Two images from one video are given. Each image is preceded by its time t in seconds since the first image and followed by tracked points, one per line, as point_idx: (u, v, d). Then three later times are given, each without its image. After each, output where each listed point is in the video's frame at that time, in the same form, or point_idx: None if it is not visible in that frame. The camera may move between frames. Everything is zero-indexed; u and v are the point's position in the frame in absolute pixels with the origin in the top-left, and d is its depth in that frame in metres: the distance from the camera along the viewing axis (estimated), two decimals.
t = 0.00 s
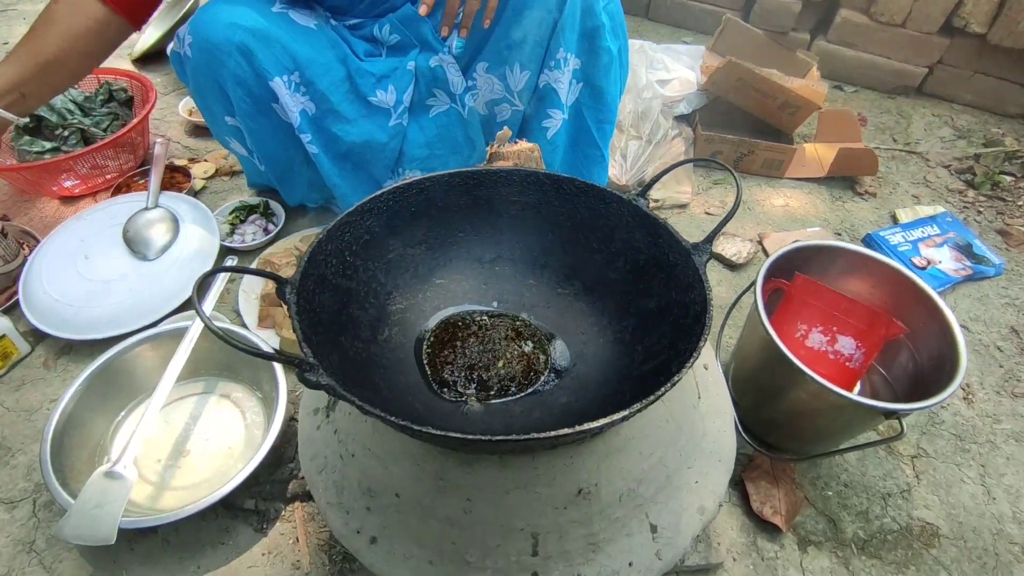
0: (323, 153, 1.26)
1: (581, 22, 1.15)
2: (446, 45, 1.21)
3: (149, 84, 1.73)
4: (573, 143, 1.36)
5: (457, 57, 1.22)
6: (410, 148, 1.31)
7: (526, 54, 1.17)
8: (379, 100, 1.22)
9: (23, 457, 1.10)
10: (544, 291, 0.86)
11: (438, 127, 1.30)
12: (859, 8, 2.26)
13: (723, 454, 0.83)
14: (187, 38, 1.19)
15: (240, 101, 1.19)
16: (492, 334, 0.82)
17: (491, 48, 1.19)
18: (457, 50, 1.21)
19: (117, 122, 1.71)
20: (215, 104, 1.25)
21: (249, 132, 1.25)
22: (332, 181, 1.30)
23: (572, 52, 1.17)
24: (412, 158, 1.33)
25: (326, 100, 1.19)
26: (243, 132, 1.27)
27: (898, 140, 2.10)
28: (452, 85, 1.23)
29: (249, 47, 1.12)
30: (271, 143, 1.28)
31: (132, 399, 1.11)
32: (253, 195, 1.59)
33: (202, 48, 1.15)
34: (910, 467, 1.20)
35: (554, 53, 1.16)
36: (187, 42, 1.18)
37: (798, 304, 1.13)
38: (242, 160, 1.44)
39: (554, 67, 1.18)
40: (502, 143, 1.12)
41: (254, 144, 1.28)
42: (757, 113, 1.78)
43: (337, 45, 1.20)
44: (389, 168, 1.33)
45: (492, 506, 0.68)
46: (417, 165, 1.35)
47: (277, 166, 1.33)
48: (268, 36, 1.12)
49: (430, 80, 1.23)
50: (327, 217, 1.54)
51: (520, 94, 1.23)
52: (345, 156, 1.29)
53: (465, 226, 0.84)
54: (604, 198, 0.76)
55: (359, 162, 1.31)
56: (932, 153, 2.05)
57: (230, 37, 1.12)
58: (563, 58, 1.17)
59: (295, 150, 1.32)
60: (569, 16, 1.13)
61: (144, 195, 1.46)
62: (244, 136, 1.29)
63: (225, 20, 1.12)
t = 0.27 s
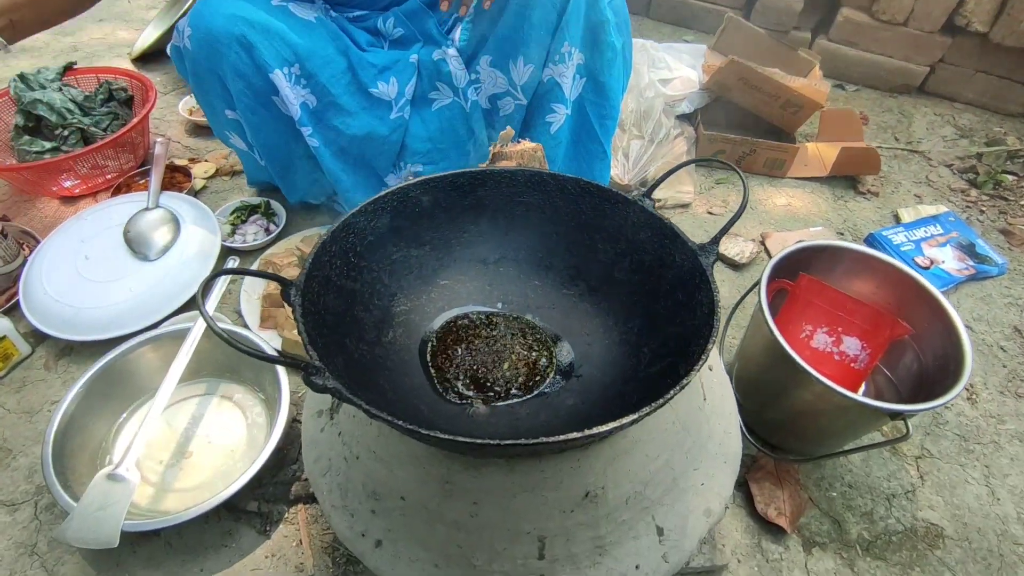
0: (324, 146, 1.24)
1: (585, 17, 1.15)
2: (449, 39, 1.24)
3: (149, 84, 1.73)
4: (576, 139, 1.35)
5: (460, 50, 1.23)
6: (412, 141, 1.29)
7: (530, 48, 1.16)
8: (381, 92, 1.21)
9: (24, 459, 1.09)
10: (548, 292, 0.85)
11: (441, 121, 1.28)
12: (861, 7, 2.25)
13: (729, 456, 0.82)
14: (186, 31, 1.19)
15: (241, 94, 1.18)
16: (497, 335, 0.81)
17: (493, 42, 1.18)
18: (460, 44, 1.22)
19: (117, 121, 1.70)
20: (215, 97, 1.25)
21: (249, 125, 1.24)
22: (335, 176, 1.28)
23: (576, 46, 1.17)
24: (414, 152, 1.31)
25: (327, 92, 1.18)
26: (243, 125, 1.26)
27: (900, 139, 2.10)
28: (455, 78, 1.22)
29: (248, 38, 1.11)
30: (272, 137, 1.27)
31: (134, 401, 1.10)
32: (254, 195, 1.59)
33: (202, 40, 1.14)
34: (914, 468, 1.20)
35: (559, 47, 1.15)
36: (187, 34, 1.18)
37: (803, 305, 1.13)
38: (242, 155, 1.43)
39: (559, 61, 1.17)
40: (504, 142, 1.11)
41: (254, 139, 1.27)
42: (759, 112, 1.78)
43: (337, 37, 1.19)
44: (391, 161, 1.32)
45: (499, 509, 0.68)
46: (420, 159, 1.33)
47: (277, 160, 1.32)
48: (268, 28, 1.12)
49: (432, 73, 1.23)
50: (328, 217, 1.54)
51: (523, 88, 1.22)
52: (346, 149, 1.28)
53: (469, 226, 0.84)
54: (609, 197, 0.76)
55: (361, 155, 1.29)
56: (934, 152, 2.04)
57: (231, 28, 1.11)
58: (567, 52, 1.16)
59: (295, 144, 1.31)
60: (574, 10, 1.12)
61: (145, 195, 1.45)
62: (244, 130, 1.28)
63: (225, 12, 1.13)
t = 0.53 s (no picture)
0: (330, 153, 1.25)
1: (593, 27, 1.15)
2: (457, 47, 1.24)
3: (156, 90, 1.73)
4: (582, 147, 1.35)
5: (467, 58, 1.22)
6: (419, 149, 1.28)
7: (538, 57, 1.16)
8: (387, 99, 1.20)
9: (35, 468, 1.09)
10: (562, 305, 0.86)
11: (448, 129, 1.27)
12: (864, 12, 2.25)
13: (742, 469, 0.83)
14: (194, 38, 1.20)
15: (248, 101, 1.20)
16: (511, 349, 0.82)
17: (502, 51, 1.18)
18: (467, 52, 1.22)
19: (124, 128, 1.70)
20: (222, 105, 1.26)
21: (257, 132, 1.25)
22: (342, 182, 1.29)
23: (583, 56, 1.16)
24: (421, 160, 1.29)
25: (334, 99, 1.18)
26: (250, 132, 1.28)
27: (904, 144, 2.10)
28: (462, 86, 1.21)
29: (257, 46, 1.13)
30: (279, 143, 1.28)
31: (144, 411, 1.11)
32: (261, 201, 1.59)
33: (211, 48, 1.16)
34: (922, 476, 1.21)
35: (566, 56, 1.15)
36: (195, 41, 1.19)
37: (811, 315, 1.14)
38: (248, 162, 1.44)
39: (566, 70, 1.17)
40: (514, 152, 1.12)
41: (262, 145, 1.28)
42: (764, 118, 1.78)
43: (344, 45, 1.20)
44: (398, 168, 1.31)
45: (516, 524, 0.69)
46: (427, 167, 1.31)
47: (285, 167, 1.33)
48: (276, 36, 1.14)
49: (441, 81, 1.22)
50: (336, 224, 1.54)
51: (531, 96, 1.22)
52: (353, 156, 1.28)
53: (482, 239, 0.84)
54: (624, 211, 0.76)
55: (367, 161, 1.29)
56: (938, 157, 2.05)
57: (239, 36, 1.14)
58: (575, 61, 1.16)
59: (303, 151, 1.32)
60: (582, 20, 1.12)
61: (153, 202, 1.45)
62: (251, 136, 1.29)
63: (235, 20, 1.14)
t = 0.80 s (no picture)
0: (346, 167, 1.24)
1: (608, 34, 1.15)
2: (474, 57, 1.24)
3: (161, 95, 1.73)
4: (593, 156, 1.34)
5: (483, 68, 1.23)
6: (436, 160, 1.27)
7: (553, 64, 1.16)
8: (404, 110, 1.20)
9: (43, 479, 1.09)
10: (577, 318, 0.85)
11: (465, 139, 1.27)
12: (870, 16, 2.25)
13: (759, 483, 0.82)
14: (209, 52, 1.19)
15: (265, 115, 1.19)
16: (527, 363, 0.82)
17: (519, 60, 1.18)
18: (484, 62, 1.22)
19: (129, 133, 1.70)
20: (237, 119, 1.25)
21: (273, 146, 1.25)
22: (356, 194, 1.27)
23: (598, 64, 1.17)
24: (438, 171, 1.29)
25: (351, 113, 1.18)
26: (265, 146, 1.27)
27: (910, 149, 2.10)
28: (480, 96, 1.22)
29: (276, 62, 1.13)
30: (294, 155, 1.28)
31: (153, 422, 1.10)
32: (268, 208, 1.58)
33: (227, 62, 1.15)
34: (933, 486, 1.20)
35: (581, 64, 1.16)
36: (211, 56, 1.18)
37: (823, 327, 1.14)
38: (260, 174, 1.43)
39: (580, 77, 1.17)
40: (525, 162, 1.11)
41: (277, 158, 1.28)
42: (772, 124, 1.77)
43: (359, 57, 1.18)
44: (415, 179, 1.30)
45: (534, 541, 0.68)
46: (444, 178, 1.31)
47: (299, 180, 1.33)
48: (294, 51, 1.13)
49: (458, 91, 1.22)
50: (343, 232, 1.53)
51: (545, 104, 1.22)
52: (370, 168, 1.27)
53: (496, 253, 0.83)
54: (640, 226, 0.75)
55: (385, 173, 1.28)
56: (945, 163, 2.04)
57: (255, 51, 1.12)
58: (590, 69, 1.16)
59: (317, 164, 1.31)
60: (597, 28, 1.12)
61: (160, 210, 1.45)
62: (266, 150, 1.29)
63: (250, 34, 1.13)
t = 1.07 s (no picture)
0: (361, 176, 1.22)
1: (622, 36, 1.16)
2: (492, 58, 1.23)
3: (156, 94, 1.70)
4: (599, 159, 1.33)
5: (503, 68, 1.22)
6: (456, 165, 1.27)
7: (567, 65, 1.17)
8: (424, 115, 1.19)
9: (37, 486, 1.07)
10: (583, 325, 0.85)
11: (484, 142, 1.26)
12: (869, 17, 2.25)
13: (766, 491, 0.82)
14: (220, 62, 1.16)
15: (280, 126, 1.17)
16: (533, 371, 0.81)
17: (537, 60, 1.18)
18: (504, 63, 1.21)
19: (123, 132, 1.67)
20: (249, 127, 1.24)
21: (286, 156, 1.23)
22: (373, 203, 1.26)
23: (611, 64, 1.17)
24: (458, 176, 1.28)
25: (369, 122, 1.17)
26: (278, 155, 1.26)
27: (909, 151, 2.10)
28: (500, 97, 1.20)
29: (291, 72, 1.10)
30: (308, 164, 1.26)
31: (150, 427, 1.08)
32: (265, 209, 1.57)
33: (242, 74, 1.13)
34: (934, 490, 1.20)
35: (595, 64, 1.16)
36: (223, 66, 1.16)
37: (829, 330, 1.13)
38: (265, 179, 1.41)
39: (593, 77, 1.18)
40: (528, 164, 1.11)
41: (290, 167, 1.26)
42: (773, 125, 1.77)
43: (375, 64, 1.17)
44: (434, 185, 1.29)
45: (543, 554, 0.67)
46: (462, 182, 1.30)
47: (311, 188, 1.31)
48: (311, 60, 1.10)
49: (477, 94, 1.21)
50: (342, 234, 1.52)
51: (559, 102, 1.22)
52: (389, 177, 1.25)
53: (503, 258, 0.83)
54: (649, 233, 0.74)
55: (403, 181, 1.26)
56: (943, 164, 2.05)
57: (271, 61, 1.10)
58: (603, 69, 1.17)
59: (330, 173, 1.29)
60: (613, 30, 1.13)
61: (154, 211, 1.43)
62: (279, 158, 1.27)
63: (265, 46, 1.10)
